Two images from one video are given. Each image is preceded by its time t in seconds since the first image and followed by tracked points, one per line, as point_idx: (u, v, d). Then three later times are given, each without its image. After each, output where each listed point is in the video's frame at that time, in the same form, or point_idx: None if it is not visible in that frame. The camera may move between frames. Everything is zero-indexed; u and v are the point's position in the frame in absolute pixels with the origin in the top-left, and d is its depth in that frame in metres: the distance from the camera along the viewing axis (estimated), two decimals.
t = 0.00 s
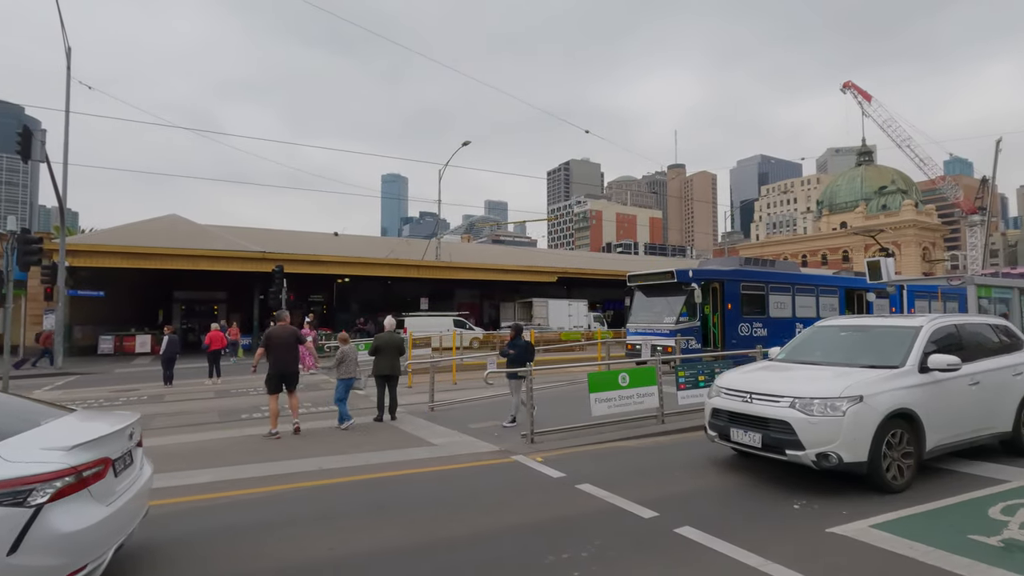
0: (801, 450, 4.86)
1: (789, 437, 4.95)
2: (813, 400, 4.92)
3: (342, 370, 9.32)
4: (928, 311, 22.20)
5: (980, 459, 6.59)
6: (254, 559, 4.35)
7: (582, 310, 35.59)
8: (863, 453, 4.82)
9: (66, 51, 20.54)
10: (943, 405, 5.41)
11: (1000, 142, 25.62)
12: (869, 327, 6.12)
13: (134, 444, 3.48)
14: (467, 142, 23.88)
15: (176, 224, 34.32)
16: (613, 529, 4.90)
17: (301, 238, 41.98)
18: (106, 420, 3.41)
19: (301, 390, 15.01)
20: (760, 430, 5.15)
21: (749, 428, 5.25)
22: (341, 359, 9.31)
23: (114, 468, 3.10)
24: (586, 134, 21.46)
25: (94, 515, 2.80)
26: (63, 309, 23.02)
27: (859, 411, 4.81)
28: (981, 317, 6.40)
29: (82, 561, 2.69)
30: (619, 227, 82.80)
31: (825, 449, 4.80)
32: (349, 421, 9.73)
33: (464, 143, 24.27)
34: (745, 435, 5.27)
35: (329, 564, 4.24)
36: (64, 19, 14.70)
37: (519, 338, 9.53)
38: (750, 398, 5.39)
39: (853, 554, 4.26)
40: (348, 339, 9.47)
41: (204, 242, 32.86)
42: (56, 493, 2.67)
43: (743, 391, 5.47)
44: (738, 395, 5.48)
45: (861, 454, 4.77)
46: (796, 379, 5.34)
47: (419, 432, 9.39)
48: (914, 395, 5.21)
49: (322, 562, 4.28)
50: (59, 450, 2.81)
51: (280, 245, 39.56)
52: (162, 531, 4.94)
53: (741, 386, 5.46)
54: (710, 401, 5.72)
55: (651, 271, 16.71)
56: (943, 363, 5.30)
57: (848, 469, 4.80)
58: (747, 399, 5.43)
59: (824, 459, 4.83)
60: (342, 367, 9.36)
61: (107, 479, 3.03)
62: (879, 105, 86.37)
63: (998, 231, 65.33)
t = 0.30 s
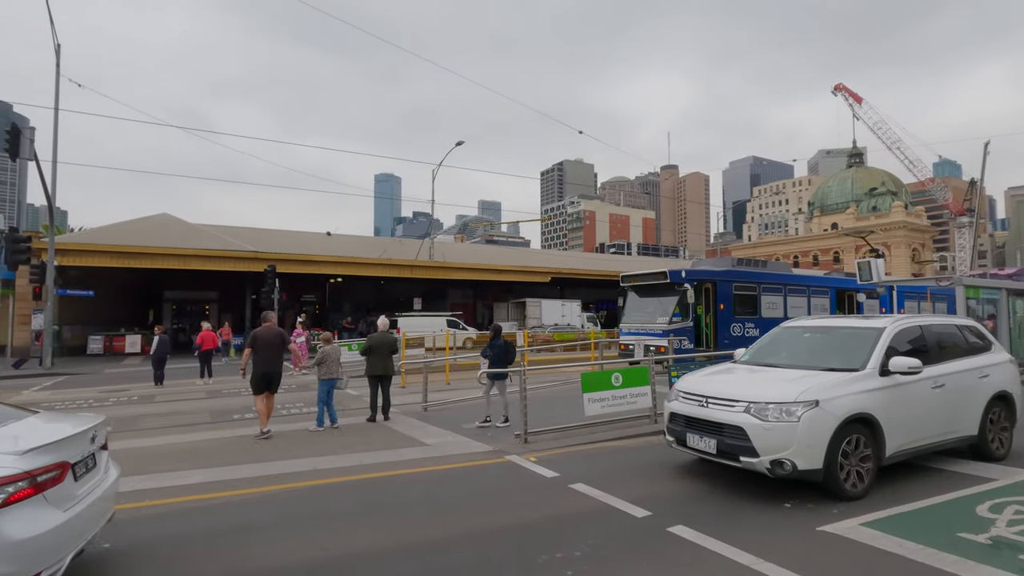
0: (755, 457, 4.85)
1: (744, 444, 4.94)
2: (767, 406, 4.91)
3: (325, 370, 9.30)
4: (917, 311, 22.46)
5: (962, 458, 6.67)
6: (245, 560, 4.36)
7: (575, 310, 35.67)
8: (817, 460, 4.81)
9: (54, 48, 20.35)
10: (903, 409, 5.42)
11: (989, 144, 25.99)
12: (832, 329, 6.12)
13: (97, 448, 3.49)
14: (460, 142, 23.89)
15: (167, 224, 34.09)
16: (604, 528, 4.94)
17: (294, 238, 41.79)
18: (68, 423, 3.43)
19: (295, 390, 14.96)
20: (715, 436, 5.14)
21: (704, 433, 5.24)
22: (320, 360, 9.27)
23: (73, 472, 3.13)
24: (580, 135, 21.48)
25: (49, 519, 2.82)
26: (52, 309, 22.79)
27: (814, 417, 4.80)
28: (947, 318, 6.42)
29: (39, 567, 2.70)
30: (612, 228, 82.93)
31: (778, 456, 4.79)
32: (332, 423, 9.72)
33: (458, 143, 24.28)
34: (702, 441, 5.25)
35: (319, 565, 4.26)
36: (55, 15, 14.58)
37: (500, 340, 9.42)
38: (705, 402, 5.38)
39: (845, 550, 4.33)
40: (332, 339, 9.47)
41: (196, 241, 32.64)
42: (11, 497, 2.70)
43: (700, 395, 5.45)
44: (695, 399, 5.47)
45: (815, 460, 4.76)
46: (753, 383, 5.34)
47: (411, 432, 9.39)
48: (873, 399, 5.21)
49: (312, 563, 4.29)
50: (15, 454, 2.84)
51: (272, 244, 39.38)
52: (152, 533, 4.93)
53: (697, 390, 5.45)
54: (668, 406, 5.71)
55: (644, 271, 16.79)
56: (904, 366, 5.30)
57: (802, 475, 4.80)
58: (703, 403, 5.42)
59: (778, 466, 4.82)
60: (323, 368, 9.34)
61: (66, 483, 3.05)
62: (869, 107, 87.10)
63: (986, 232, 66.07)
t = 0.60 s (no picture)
0: (723, 461, 4.78)
1: (711, 447, 4.87)
2: (736, 408, 4.84)
3: (311, 370, 9.29)
4: (913, 312, 22.56)
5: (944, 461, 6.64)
6: (239, 561, 4.36)
7: (572, 310, 35.70)
8: (786, 464, 4.75)
9: (49, 47, 20.28)
10: (877, 411, 5.37)
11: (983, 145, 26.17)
12: (807, 329, 6.06)
13: (56, 452, 3.51)
14: (457, 141, 23.88)
15: (163, 223, 33.94)
16: (602, 528, 4.95)
17: (290, 237, 41.63)
18: (26, 428, 3.46)
19: (292, 390, 14.91)
20: (683, 440, 5.06)
21: (673, 437, 5.17)
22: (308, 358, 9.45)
23: (27, 477, 3.16)
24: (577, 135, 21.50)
25: None
26: (46, 309, 22.65)
27: (783, 420, 4.73)
28: (925, 319, 6.38)
29: None
30: (608, 228, 82.88)
31: (746, 460, 4.73)
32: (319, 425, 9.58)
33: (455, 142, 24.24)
34: (670, 445, 5.18)
35: (314, 565, 4.26)
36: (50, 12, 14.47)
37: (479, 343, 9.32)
38: (674, 405, 5.30)
39: (842, 550, 4.35)
40: (322, 339, 9.47)
41: (191, 241, 32.54)
42: None
43: (668, 398, 5.38)
44: (663, 402, 5.39)
45: (783, 464, 4.70)
46: (722, 385, 5.28)
47: (408, 432, 9.38)
48: (845, 402, 5.15)
49: (307, 563, 4.29)
50: None
51: (268, 244, 39.22)
52: (147, 534, 4.92)
53: (665, 393, 5.37)
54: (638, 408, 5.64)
55: (641, 271, 16.80)
56: (876, 368, 5.25)
57: (770, 480, 4.74)
58: (672, 406, 5.35)
59: (746, 470, 4.76)
60: (311, 368, 9.32)
61: (17, 487, 3.08)
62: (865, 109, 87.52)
63: (980, 233, 66.49)
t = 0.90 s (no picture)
0: (699, 466, 4.73)
1: (688, 451, 4.83)
2: (713, 411, 4.79)
3: (303, 370, 9.31)
4: (910, 312, 22.60)
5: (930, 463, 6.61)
6: (240, 560, 4.39)
7: (570, 311, 35.73)
8: (763, 468, 4.70)
9: (46, 45, 20.24)
10: (859, 414, 5.31)
11: (979, 146, 26.27)
12: (789, 330, 6.02)
13: (12, 457, 3.65)
14: (455, 142, 23.93)
15: (161, 223, 33.88)
16: (601, 527, 4.99)
17: (288, 237, 41.58)
18: None
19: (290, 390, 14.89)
20: (660, 443, 5.02)
21: (650, 440, 5.13)
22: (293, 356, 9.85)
23: None
24: (575, 135, 21.55)
25: None
26: (42, 309, 22.58)
27: (761, 423, 4.67)
28: (911, 320, 6.33)
29: None
30: (606, 228, 82.81)
31: (723, 465, 4.68)
32: (310, 423, 9.73)
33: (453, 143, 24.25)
34: (648, 448, 5.14)
35: (314, 565, 4.29)
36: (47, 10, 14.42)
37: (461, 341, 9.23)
38: (652, 408, 5.26)
39: (841, 550, 4.37)
40: (316, 340, 9.46)
41: (189, 241, 32.47)
42: None
43: (646, 400, 5.34)
44: (642, 404, 5.34)
45: (759, 468, 4.64)
46: (701, 387, 5.23)
47: (406, 432, 9.40)
48: (826, 405, 5.09)
49: (307, 563, 4.32)
50: None
51: (266, 244, 39.15)
52: (147, 535, 4.94)
53: (644, 395, 5.34)
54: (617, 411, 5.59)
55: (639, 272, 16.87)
56: (858, 370, 5.19)
57: (747, 484, 4.68)
58: (651, 409, 5.30)
59: (723, 475, 4.71)
60: (303, 368, 9.34)
61: None
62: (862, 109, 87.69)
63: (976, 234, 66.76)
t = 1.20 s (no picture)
0: (682, 469, 4.65)
1: (672, 454, 4.75)
2: (697, 413, 4.71)
3: (296, 369, 9.27)
4: (909, 312, 22.63)
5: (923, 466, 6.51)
6: (239, 560, 4.37)
7: (569, 310, 35.72)
8: (748, 471, 4.62)
9: (45, 44, 20.20)
10: (847, 416, 5.22)
11: (977, 147, 26.38)
12: (777, 330, 5.94)
13: None
14: (455, 142, 23.96)
15: (159, 223, 33.83)
16: (600, 527, 4.97)
17: (287, 237, 41.53)
18: None
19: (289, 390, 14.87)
20: (644, 446, 4.94)
21: (634, 442, 5.05)
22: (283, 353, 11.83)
23: None
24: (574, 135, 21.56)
25: None
26: (40, 308, 22.51)
27: (745, 426, 4.59)
28: (901, 320, 6.25)
29: None
30: (605, 228, 82.85)
31: (706, 468, 4.59)
32: (307, 423, 9.70)
33: (452, 143, 24.27)
34: (631, 451, 5.06)
35: (315, 565, 4.27)
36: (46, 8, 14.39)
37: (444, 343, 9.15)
38: (636, 409, 5.18)
39: (842, 550, 4.35)
40: (309, 340, 9.41)
41: (188, 240, 32.39)
42: None
43: (630, 401, 5.26)
44: (626, 406, 5.25)
45: (745, 471, 4.56)
46: (686, 388, 5.14)
47: (405, 432, 9.36)
48: (812, 406, 5.01)
49: (307, 563, 4.30)
50: None
51: (264, 243, 39.08)
52: (144, 535, 4.92)
53: (628, 396, 5.26)
54: (602, 412, 5.51)
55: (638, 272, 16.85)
56: (846, 371, 5.10)
57: (732, 487, 4.60)
58: (635, 410, 5.22)
59: (706, 478, 4.63)
60: (295, 368, 9.30)
61: None
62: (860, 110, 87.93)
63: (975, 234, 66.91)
